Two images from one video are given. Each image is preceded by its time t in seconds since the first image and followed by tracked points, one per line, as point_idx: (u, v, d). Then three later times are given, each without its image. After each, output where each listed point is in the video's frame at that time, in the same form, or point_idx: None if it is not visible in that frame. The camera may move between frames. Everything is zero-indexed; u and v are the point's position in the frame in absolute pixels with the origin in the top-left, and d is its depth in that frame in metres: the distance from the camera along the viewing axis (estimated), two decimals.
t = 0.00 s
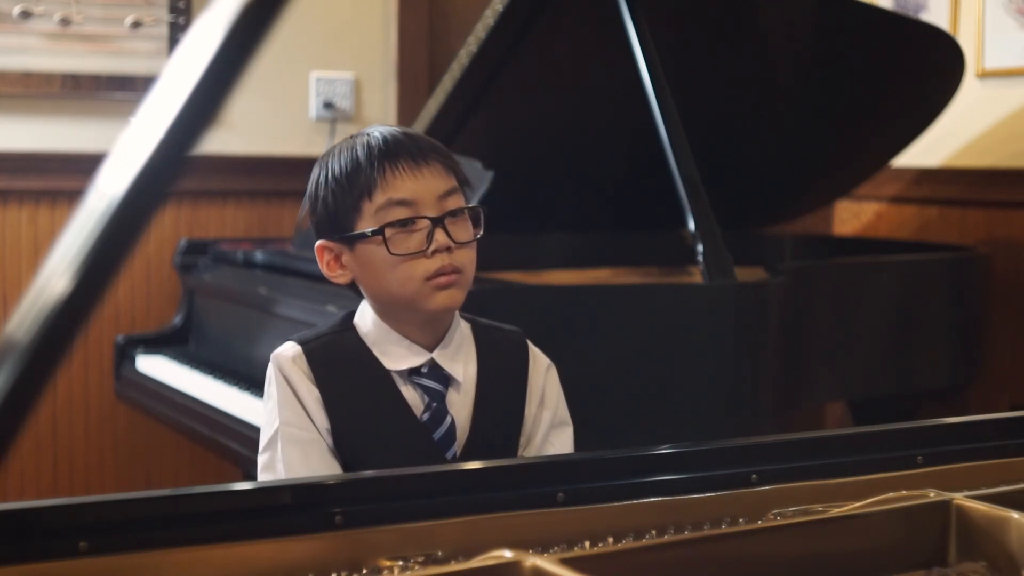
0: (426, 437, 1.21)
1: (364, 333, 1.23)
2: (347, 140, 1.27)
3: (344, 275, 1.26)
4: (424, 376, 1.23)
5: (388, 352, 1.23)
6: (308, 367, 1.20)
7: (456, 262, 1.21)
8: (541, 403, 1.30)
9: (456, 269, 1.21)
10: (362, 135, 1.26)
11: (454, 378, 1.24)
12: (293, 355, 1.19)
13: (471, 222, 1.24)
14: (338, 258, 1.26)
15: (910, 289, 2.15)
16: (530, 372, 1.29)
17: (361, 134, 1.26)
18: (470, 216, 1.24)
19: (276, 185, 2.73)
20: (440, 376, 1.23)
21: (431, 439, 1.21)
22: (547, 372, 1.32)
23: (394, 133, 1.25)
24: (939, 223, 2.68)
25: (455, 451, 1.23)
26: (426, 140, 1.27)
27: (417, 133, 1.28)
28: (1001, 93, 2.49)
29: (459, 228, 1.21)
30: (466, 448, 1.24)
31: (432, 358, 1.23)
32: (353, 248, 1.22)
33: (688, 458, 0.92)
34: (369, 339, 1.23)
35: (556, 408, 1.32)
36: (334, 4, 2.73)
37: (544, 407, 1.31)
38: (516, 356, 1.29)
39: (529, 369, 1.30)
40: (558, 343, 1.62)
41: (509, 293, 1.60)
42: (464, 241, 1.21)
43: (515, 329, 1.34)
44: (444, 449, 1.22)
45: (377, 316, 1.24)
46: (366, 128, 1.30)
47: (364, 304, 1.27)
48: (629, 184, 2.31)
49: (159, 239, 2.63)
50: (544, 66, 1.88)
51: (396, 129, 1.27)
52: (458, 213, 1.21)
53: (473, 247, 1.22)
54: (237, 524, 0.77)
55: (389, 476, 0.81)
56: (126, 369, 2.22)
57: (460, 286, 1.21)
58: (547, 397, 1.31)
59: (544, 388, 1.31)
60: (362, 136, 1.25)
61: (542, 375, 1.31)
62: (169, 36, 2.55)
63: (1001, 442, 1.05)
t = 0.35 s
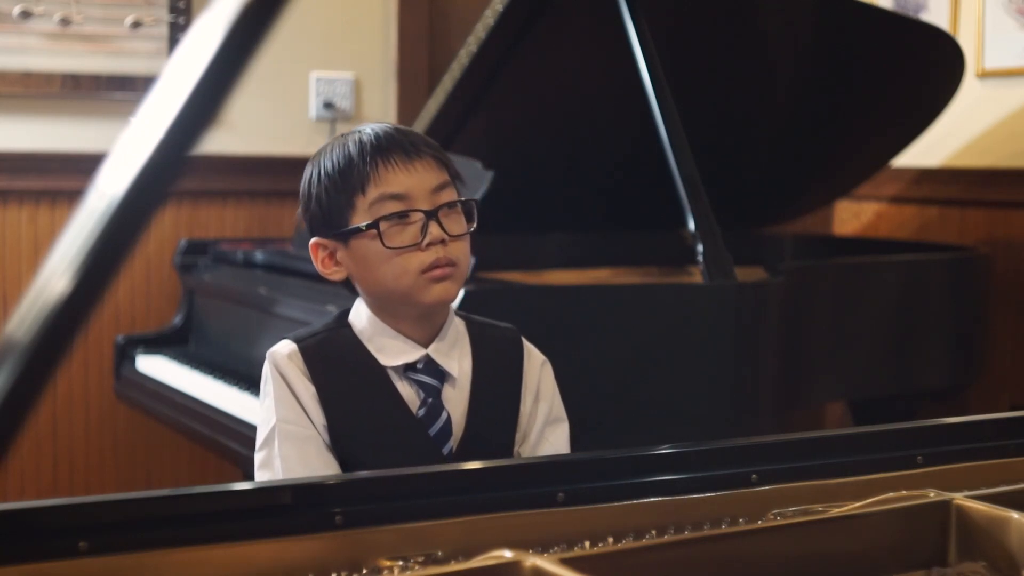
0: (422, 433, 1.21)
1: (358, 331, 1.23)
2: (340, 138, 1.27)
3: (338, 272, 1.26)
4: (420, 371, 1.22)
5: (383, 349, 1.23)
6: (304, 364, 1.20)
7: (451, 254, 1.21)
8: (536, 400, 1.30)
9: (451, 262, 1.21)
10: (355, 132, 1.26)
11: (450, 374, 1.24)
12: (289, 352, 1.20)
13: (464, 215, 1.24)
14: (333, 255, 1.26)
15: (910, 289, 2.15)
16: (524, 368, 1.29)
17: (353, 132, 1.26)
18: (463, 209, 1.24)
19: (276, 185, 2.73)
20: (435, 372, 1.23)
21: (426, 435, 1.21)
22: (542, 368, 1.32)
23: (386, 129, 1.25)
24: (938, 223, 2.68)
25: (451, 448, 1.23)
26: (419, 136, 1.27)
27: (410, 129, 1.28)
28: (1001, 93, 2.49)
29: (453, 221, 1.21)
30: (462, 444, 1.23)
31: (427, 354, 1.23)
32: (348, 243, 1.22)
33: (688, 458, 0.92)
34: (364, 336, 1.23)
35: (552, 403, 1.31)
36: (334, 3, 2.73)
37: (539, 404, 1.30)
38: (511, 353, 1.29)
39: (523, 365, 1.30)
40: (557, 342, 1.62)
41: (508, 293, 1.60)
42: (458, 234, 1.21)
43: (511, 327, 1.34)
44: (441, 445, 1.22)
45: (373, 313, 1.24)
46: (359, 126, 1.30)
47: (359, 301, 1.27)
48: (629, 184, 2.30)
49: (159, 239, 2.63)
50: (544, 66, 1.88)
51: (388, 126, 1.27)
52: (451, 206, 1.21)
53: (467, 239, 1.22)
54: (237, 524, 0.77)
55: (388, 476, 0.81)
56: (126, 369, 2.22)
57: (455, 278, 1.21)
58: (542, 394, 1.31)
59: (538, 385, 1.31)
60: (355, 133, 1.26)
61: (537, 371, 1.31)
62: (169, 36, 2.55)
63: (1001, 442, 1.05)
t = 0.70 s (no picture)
0: (421, 433, 1.21)
1: (356, 331, 1.23)
2: (338, 138, 1.27)
3: (337, 272, 1.26)
4: (418, 371, 1.23)
5: (382, 348, 1.23)
6: (303, 363, 1.20)
7: (451, 254, 1.20)
8: (534, 399, 1.30)
9: (451, 261, 1.21)
10: (353, 132, 1.26)
11: (449, 373, 1.24)
12: (288, 351, 1.20)
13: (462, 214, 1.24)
14: (332, 255, 1.25)
15: (910, 288, 2.14)
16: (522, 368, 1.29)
17: (352, 132, 1.26)
18: (463, 208, 1.24)
19: (276, 185, 2.73)
20: (434, 371, 1.23)
21: (425, 434, 1.21)
22: (540, 367, 1.32)
23: (385, 129, 1.25)
24: (938, 223, 2.68)
25: (450, 447, 1.23)
26: (417, 135, 1.27)
27: (408, 129, 1.28)
28: (1001, 93, 2.49)
29: (452, 221, 1.21)
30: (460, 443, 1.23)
31: (426, 354, 1.23)
32: (348, 244, 1.22)
33: (688, 458, 0.92)
34: (362, 335, 1.23)
35: (550, 402, 1.31)
36: (334, 3, 2.73)
37: (537, 403, 1.30)
38: (510, 352, 1.29)
39: (521, 365, 1.30)
40: (556, 342, 1.62)
41: (508, 293, 1.60)
42: (458, 233, 1.21)
43: (509, 326, 1.34)
44: (440, 444, 1.22)
45: (371, 312, 1.24)
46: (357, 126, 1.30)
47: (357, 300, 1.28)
48: (629, 184, 2.30)
49: (159, 239, 2.63)
50: (544, 66, 1.88)
51: (387, 125, 1.27)
52: (450, 206, 1.21)
53: (466, 239, 1.22)
54: (236, 524, 0.77)
55: (387, 476, 0.81)
56: (126, 369, 2.22)
57: (455, 278, 1.21)
58: (540, 393, 1.31)
59: (536, 384, 1.31)
60: (353, 134, 1.25)
61: (535, 370, 1.31)
62: (169, 36, 2.55)
63: (1001, 442, 1.05)
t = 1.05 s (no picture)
0: (423, 433, 1.21)
1: (356, 331, 1.23)
2: (337, 140, 1.27)
3: (340, 274, 1.26)
4: (421, 371, 1.23)
5: (384, 349, 1.23)
6: (305, 363, 1.20)
7: (454, 254, 1.21)
8: (534, 399, 1.30)
9: (455, 261, 1.21)
10: (352, 134, 1.26)
11: (451, 373, 1.25)
12: (290, 352, 1.20)
13: (465, 213, 1.24)
14: (334, 257, 1.25)
15: (910, 288, 2.14)
16: (524, 368, 1.29)
17: (351, 133, 1.26)
18: (465, 208, 1.24)
19: (276, 185, 2.73)
20: (436, 372, 1.23)
21: (428, 435, 1.21)
22: (540, 367, 1.32)
23: (385, 130, 1.25)
24: (938, 223, 2.68)
25: (452, 447, 1.23)
26: (416, 135, 1.27)
27: (407, 129, 1.28)
28: (1001, 93, 2.49)
29: (455, 221, 1.21)
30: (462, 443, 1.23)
31: (428, 354, 1.23)
32: (351, 246, 1.22)
33: (688, 458, 0.92)
34: (364, 336, 1.23)
35: (550, 401, 1.31)
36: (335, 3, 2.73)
37: (537, 402, 1.30)
38: (511, 353, 1.29)
39: (522, 364, 1.30)
40: (556, 342, 1.62)
41: (508, 293, 1.60)
42: (461, 233, 1.21)
43: (510, 326, 1.34)
44: (442, 444, 1.22)
45: (374, 313, 1.24)
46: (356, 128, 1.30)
47: (359, 301, 1.28)
48: (629, 184, 2.30)
49: (159, 239, 2.63)
50: (544, 66, 1.88)
51: (386, 126, 1.27)
52: (453, 205, 1.21)
53: (469, 238, 1.22)
54: (236, 524, 0.77)
55: (386, 476, 0.81)
56: (127, 369, 2.22)
57: (459, 277, 1.21)
58: (541, 392, 1.31)
59: (537, 383, 1.31)
60: (352, 135, 1.25)
61: (535, 370, 1.31)
62: (169, 36, 2.55)
63: (1001, 442, 1.05)
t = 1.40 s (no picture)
0: (425, 435, 1.21)
1: (357, 332, 1.23)
2: (337, 141, 1.27)
3: (341, 276, 1.26)
4: (423, 373, 1.22)
5: (386, 350, 1.23)
6: (305, 364, 1.20)
7: (456, 254, 1.21)
8: (535, 399, 1.30)
9: (456, 262, 1.21)
10: (351, 135, 1.26)
11: (452, 374, 1.24)
12: (290, 353, 1.20)
13: (466, 214, 1.24)
14: (335, 260, 1.26)
15: (910, 288, 2.14)
16: (524, 368, 1.29)
17: (350, 135, 1.26)
18: (466, 208, 1.24)
19: (276, 185, 2.73)
20: (438, 373, 1.23)
21: (429, 436, 1.21)
22: (542, 367, 1.32)
23: (384, 131, 1.25)
24: (938, 223, 2.68)
25: (453, 448, 1.23)
26: (416, 135, 1.27)
27: (406, 130, 1.28)
28: (1001, 93, 2.49)
29: (456, 222, 1.21)
30: (463, 444, 1.23)
31: (430, 355, 1.23)
32: (352, 249, 1.22)
33: (688, 457, 0.92)
34: (365, 337, 1.23)
35: (551, 402, 1.31)
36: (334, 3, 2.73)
37: (538, 403, 1.30)
38: (512, 353, 1.29)
39: (524, 364, 1.30)
40: (556, 342, 1.62)
41: (508, 293, 1.60)
42: (462, 233, 1.21)
43: (511, 326, 1.34)
44: (444, 445, 1.22)
45: (375, 314, 1.24)
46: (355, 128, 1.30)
47: (360, 302, 1.28)
48: (628, 184, 2.30)
49: (159, 239, 2.63)
50: (544, 66, 1.88)
51: (385, 127, 1.27)
52: (453, 206, 1.21)
53: (470, 238, 1.22)
54: (236, 524, 0.76)
55: (386, 476, 0.81)
56: (127, 369, 2.22)
57: (461, 278, 1.21)
58: (542, 392, 1.31)
59: (538, 384, 1.31)
60: (352, 137, 1.25)
61: (537, 370, 1.31)
62: (169, 36, 2.55)
63: (1001, 442, 1.05)
